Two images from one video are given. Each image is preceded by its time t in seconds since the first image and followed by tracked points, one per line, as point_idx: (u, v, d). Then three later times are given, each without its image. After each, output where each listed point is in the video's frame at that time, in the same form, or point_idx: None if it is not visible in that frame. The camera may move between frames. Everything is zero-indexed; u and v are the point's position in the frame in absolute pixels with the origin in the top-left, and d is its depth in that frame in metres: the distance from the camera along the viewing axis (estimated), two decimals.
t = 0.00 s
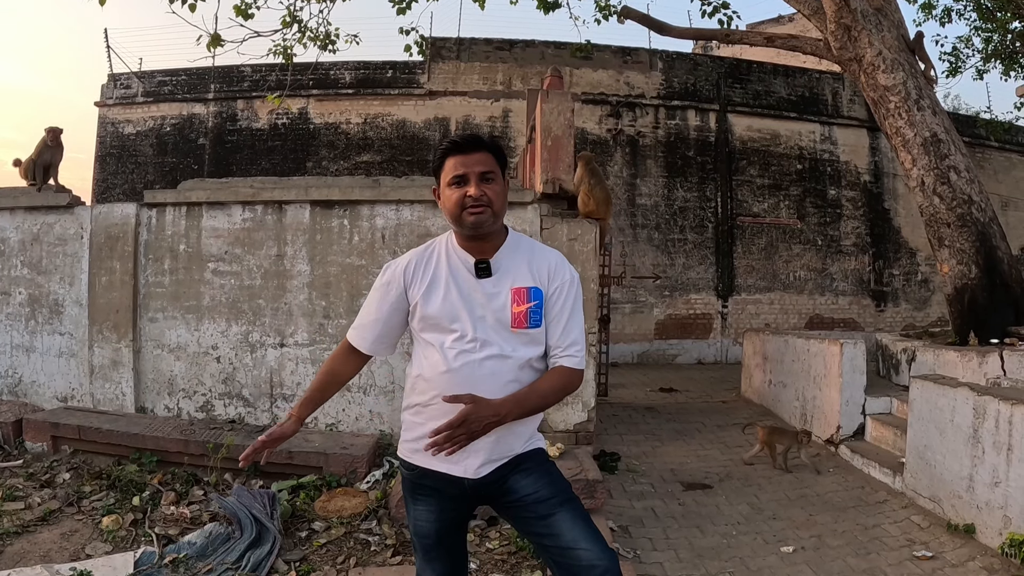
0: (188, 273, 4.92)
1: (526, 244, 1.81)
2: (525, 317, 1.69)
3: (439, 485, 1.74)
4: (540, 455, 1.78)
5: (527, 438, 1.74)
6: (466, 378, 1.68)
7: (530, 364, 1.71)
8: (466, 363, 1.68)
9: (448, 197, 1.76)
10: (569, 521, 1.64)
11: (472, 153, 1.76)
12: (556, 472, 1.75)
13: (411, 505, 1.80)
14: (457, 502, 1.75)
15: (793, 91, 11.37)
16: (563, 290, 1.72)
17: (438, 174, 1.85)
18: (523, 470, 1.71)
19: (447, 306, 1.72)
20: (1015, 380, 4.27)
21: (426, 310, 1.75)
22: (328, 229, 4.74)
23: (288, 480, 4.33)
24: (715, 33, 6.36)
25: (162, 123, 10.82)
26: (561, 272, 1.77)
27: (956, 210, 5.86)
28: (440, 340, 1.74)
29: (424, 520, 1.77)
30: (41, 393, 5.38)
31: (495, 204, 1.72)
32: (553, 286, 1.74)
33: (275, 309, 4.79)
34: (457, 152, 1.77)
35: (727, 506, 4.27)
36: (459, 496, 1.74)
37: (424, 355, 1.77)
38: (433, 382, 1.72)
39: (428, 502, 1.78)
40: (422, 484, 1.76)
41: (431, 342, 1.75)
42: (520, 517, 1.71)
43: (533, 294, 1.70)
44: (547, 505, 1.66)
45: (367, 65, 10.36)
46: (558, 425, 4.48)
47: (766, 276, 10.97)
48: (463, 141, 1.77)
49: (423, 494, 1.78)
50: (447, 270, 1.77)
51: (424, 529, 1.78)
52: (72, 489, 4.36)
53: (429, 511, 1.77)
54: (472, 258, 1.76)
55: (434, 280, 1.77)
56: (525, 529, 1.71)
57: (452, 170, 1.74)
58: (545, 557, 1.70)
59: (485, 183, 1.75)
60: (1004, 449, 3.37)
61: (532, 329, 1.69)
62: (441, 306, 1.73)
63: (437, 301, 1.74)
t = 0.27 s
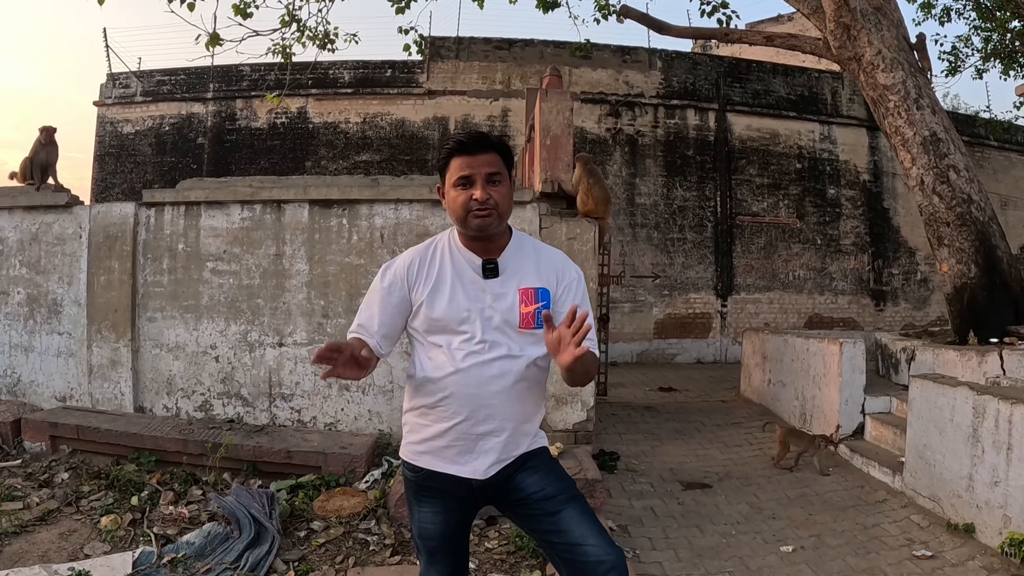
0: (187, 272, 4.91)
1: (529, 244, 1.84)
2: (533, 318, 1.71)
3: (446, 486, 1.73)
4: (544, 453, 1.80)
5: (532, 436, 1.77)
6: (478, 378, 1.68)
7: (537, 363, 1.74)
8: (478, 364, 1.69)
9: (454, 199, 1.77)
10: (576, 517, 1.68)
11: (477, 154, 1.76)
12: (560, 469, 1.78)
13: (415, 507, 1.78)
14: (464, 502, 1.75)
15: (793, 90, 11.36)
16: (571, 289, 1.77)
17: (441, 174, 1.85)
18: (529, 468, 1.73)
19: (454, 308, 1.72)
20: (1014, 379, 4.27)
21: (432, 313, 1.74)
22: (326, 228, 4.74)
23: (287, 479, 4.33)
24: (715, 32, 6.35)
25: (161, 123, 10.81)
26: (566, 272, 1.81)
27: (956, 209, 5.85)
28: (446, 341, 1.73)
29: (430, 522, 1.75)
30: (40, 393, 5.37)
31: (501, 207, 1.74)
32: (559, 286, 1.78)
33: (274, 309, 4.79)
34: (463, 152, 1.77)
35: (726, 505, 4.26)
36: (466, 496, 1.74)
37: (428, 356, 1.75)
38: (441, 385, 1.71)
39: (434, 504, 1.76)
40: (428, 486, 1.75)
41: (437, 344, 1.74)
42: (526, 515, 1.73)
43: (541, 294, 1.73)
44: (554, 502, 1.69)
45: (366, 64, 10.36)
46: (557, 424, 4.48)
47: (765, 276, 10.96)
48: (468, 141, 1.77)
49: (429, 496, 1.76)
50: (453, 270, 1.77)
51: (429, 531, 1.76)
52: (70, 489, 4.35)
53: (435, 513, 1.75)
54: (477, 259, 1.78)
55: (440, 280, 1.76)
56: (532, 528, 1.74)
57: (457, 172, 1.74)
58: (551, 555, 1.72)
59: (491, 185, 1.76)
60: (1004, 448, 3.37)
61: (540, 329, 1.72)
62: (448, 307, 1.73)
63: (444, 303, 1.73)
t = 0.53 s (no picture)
0: (187, 272, 4.91)
1: (540, 248, 1.85)
2: (546, 323, 1.74)
3: (455, 488, 1.73)
4: (553, 453, 1.82)
5: (542, 437, 1.78)
6: (491, 382, 1.68)
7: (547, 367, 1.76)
8: (492, 368, 1.69)
9: (466, 201, 1.75)
10: (585, 517, 1.69)
11: (491, 156, 1.75)
12: (570, 469, 1.79)
13: (424, 509, 1.78)
14: (473, 503, 1.75)
15: (793, 90, 11.36)
16: (582, 294, 1.81)
17: (454, 174, 1.83)
18: (539, 468, 1.75)
19: (468, 312, 1.71)
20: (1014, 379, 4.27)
21: (444, 317, 1.71)
22: (326, 228, 4.74)
23: (287, 479, 4.33)
24: (714, 32, 6.35)
25: (161, 122, 10.81)
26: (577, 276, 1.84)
27: (955, 209, 5.85)
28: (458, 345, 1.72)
29: (438, 523, 1.75)
30: (40, 393, 5.38)
31: (515, 211, 1.72)
32: (570, 291, 1.81)
33: (274, 309, 4.79)
34: (477, 153, 1.75)
35: (726, 505, 4.26)
36: (475, 497, 1.74)
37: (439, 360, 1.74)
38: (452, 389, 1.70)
39: (443, 506, 1.76)
40: (437, 488, 1.75)
41: (448, 348, 1.72)
42: (536, 515, 1.74)
43: (554, 299, 1.75)
44: (563, 501, 1.70)
45: (366, 64, 10.36)
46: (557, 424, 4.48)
47: (765, 276, 10.97)
48: (482, 142, 1.75)
49: (437, 498, 1.76)
50: (465, 273, 1.76)
51: (437, 532, 1.76)
52: (70, 489, 4.35)
53: (444, 514, 1.75)
54: (490, 262, 1.77)
55: (453, 285, 1.74)
56: (541, 528, 1.74)
57: (471, 173, 1.72)
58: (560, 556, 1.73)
59: (505, 187, 1.74)
60: (1004, 448, 3.37)
61: (552, 333, 1.75)
62: (461, 311, 1.71)
63: (456, 307, 1.72)
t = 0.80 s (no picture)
0: (186, 272, 4.91)
1: (552, 248, 1.84)
2: (559, 327, 1.72)
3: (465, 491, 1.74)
4: (564, 453, 1.82)
5: (553, 438, 1.78)
6: (503, 387, 1.68)
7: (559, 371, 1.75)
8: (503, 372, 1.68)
9: (478, 202, 1.74)
10: (596, 518, 1.69)
11: (502, 156, 1.74)
12: (580, 469, 1.79)
13: (433, 511, 1.78)
14: (482, 505, 1.75)
15: (792, 90, 11.37)
16: (594, 296, 1.80)
17: (465, 174, 1.82)
18: (549, 469, 1.75)
19: (480, 316, 1.71)
20: (1013, 379, 4.27)
21: (456, 320, 1.72)
22: (325, 228, 4.74)
23: (286, 479, 4.33)
24: (714, 32, 6.35)
25: (160, 122, 10.81)
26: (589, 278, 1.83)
27: (955, 209, 5.86)
28: (470, 349, 1.72)
29: (448, 525, 1.75)
30: (39, 393, 5.38)
31: (526, 211, 1.71)
32: (582, 293, 1.80)
33: (273, 309, 4.78)
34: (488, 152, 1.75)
35: (725, 505, 4.26)
36: (485, 499, 1.75)
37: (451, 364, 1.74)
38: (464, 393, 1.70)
39: (452, 508, 1.76)
40: (446, 490, 1.75)
41: (461, 352, 1.73)
42: (546, 516, 1.74)
43: (566, 303, 1.74)
44: (574, 502, 1.70)
45: (366, 64, 10.36)
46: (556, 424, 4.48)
47: (764, 276, 10.97)
48: (493, 142, 1.75)
49: (446, 500, 1.77)
50: (477, 276, 1.75)
51: (446, 534, 1.77)
52: (69, 489, 4.35)
53: (453, 516, 1.76)
54: (501, 265, 1.75)
55: (465, 289, 1.74)
56: (552, 530, 1.75)
57: (482, 174, 1.72)
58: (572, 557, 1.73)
59: (516, 187, 1.74)
60: (1003, 448, 3.37)
61: (565, 337, 1.74)
62: (473, 314, 1.71)
63: (468, 310, 1.72)
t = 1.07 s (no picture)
0: (185, 272, 4.91)
1: (558, 246, 1.83)
2: (564, 324, 1.73)
3: (471, 492, 1.73)
4: (571, 456, 1.81)
5: (560, 440, 1.77)
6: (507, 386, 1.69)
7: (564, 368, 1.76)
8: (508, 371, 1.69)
9: (481, 198, 1.74)
10: (604, 521, 1.66)
11: (506, 152, 1.74)
12: (588, 472, 1.78)
13: (438, 513, 1.77)
14: (488, 507, 1.75)
15: (791, 90, 11.37)
16: (597, 292, 1.78)
17: (469, 172, 1.82)
18: (556, 471, 1.74)
19: (485, 314, 1.71)
20: (1013, 379, 4.27)
21: (461, 319, 1.72)
22: (325, 228, 4.74)
23: (285, 479, 4.33)
24: (714, 32, 6.35)
25: (159, 122, 10.80)
26: (595, 275, 1.81)
27: (954, 210, 5.86)
28: (476, 348, 1.73)
29: (452, 527, 1.75)
30: (38, 393, 5.38)
31: (530, 206, 1.71)
32: (587, 290, 1.78)
33: (272, 309, 4.78)
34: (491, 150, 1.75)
35: (725, 505, 4.26)
36: (491, 502, 1.74)
37: (457, 363, 1.75)
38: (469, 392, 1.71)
39: (457, 510, 1.76)
40: (452, 492, 1.75)
41: (466, 350, 1.74)
42: (553, 519, 1.73)
43: (572, 300, 1.74)
44: (581, 504, 1.68)
45: (365, 64, 10.36)
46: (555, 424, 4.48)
47: (763, 276, 10.97)
48: (496, 138, 1.76)
49: (452, 502, 1.76)
50: (481, 274, 1.75)
51: (451, 537, 1.76)
52: (68, 489, 4.35)
53: (458, 519, 1.75)
54: (506, 263, 1.75)
55: (471, 288, 1.73)
56: (560, 532, 1.72)
57: (485, 170, 1.71)
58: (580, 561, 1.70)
59: (519, 182, 1.73)
60: (1002, 448, 3.37)
61: (571, 334, 1.74)
62: (478, 313, 1.71)
63: (473, 309, 1.72)
